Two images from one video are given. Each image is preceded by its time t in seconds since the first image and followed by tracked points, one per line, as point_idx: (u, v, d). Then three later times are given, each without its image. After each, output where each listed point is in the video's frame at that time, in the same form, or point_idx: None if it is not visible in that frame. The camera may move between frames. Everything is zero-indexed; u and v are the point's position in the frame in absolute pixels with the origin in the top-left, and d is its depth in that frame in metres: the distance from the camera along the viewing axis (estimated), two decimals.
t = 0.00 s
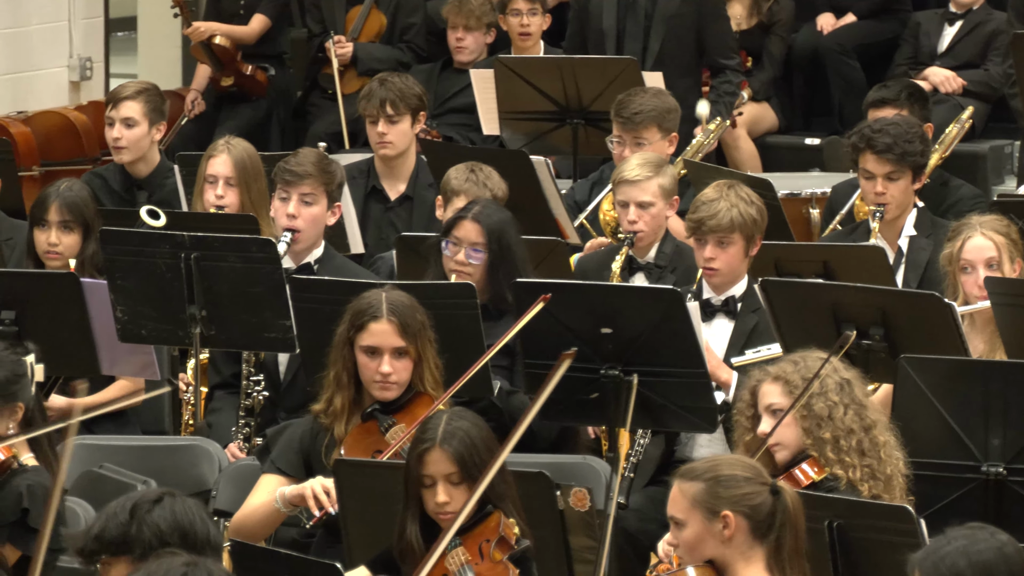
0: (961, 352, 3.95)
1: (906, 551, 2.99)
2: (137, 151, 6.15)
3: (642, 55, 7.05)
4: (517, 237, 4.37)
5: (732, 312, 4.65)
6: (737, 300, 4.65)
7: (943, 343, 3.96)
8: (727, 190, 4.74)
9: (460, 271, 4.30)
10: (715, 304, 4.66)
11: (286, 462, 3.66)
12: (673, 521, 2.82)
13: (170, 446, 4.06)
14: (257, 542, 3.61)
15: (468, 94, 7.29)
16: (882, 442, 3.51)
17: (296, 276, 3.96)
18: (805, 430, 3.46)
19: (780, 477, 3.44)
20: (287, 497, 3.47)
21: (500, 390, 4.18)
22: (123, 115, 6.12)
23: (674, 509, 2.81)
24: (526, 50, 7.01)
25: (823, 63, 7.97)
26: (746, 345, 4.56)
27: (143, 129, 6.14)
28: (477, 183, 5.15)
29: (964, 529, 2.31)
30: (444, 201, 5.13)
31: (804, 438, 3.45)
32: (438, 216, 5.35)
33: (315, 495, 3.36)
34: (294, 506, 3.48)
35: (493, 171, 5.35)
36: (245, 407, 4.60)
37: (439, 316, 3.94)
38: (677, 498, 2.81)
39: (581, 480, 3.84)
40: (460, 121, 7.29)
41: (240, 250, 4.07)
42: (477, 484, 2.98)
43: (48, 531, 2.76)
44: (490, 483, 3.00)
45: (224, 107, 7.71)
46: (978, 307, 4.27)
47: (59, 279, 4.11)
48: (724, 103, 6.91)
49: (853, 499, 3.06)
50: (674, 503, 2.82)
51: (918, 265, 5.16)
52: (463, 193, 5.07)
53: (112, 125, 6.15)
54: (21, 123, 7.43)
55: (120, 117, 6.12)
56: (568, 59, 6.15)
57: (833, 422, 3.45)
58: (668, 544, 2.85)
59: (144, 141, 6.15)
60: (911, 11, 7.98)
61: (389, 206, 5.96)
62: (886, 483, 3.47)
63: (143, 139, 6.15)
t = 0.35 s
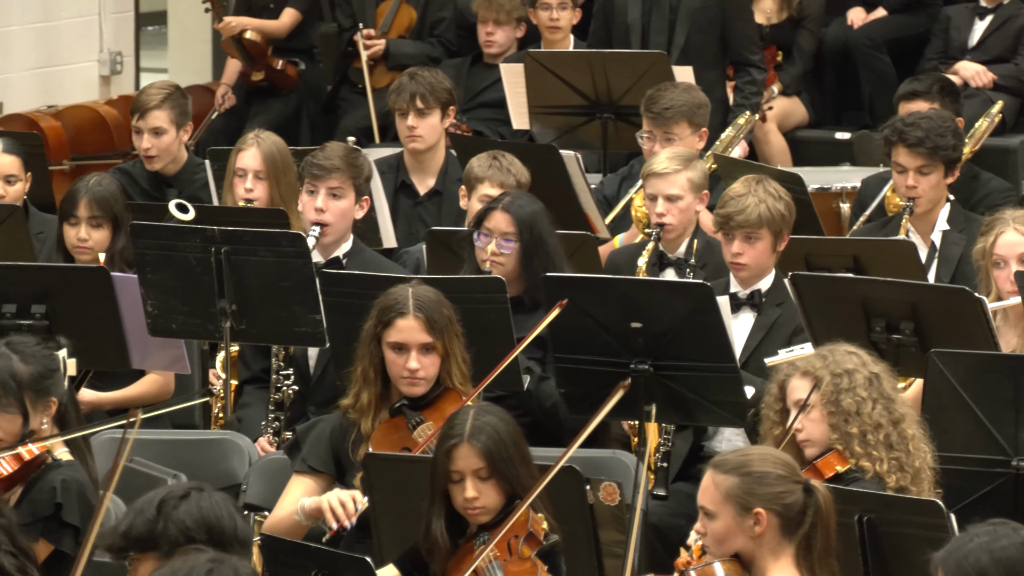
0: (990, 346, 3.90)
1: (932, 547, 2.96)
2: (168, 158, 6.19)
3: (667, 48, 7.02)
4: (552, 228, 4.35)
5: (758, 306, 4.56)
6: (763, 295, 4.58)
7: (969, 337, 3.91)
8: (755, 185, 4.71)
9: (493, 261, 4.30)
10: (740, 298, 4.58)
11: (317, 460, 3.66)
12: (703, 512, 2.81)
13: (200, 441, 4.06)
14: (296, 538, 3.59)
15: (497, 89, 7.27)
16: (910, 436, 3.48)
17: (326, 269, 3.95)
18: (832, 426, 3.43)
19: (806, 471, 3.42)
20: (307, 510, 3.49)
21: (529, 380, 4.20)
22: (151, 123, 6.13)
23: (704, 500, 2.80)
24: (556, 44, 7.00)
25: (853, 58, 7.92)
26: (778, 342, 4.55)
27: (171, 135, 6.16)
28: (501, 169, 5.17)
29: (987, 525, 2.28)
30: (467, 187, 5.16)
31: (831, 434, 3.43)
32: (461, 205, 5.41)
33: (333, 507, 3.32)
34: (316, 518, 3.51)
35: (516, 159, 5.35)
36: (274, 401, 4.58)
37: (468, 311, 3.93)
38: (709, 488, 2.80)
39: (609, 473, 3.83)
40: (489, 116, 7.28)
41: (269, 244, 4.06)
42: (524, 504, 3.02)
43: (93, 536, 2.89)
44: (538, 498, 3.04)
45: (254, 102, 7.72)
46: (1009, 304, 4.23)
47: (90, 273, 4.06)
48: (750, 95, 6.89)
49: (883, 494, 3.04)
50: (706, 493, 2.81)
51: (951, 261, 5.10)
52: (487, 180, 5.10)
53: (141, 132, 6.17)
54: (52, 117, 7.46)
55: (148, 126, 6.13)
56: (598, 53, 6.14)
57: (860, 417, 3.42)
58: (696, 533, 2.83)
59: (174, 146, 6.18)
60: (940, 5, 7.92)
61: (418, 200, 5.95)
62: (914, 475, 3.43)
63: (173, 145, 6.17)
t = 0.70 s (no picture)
0: None
1: (969, 542, 2.93)
2: (203, 147, 6.19)
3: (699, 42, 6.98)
4: (581, 222, 4.34)
5: (785, 299, 4.55)
6: (791, 288, 4.55)
7: (1005, 331, 3.89)
8: (787, 178, 4.68)
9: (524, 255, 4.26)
10: (768, 290, 4.58)
11: (352, 458, 3.66)
12: (736, 509, 2.79)
13: (233, 435, 4.07)
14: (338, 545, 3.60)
15: (530, 84, 7.24)
16: (957, 438, 3.45)
17: (360, 264, 3.94)
18: (885, 422, 3.41)
19: (848, 463, 3.40)
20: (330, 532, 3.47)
21: (568, 375, 4.15)
22: (190, 112, 6.15)
23: (738, 498, 2.77)
24: (589, 38, 6.98)
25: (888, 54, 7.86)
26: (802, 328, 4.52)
27: (209, 127, 6.18)
28: (527, 158, 5.23)
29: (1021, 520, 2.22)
30: (493, 176, 5.22)
31: (883, 427, 3.41)
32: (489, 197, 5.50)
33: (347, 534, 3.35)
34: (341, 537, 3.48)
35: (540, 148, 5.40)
36: (309, 396, 4.59)
37: (502, 307, 3.91)
38: (743, 487, 2.77)
39: (643, 468, 3.80)
40: (523, 111, 7.26)
41: (304, 240, 4.07)
42: (565, 501, 3.04)
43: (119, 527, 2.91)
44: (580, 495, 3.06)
45: (287, 96, 7.73)
46: None
47: (122, 268, 4.04)
48: (781, 92, 6.83)
49: (918, 489, 3.00)
50: (739, 491, 2.78)
51: (988, 257, 5.03)
52: (514, 168, 5.17)
53: (178, 122, 6.18)
54: (86, 112, 7.49)
55: (187, 116, 6.15)
56: (631, 48, 6.11)
57: (916, 417, 3.39)
58: (731, 530, 2.81)
59: (210, 137, 6.19)
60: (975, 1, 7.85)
61: (452, 196, 5.93)
62: (958, 480, 3.40)
63: (209, 135, 6.18)
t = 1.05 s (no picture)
0: None
1: (1004, 537, 2.90)
2: (239, 135, 6.18)
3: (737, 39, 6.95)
4: (616, 218, 4.32)
5: (820, 295, 4.52)
6: (827, 284, 4.52)
7: None
8: (821, 174, 4.63)
9: (557, 254, 4.26)
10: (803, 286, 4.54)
11: (390, 453, 3.63)
12: (773, 506, 2.76)
13: (269, 430, 4.07)
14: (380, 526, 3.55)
15: (569, 77, 7.23)
16: (988, 433, 3.47)
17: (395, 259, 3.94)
18: (916, 414, 3.44)
19: (882, 456, 3.43)
20: (394, 493, 3.44)
21: (603, 379, 4.15)
22: (228, 97, 6.16)
23: (774, 494, 2.75)
24: (626, 34, 6.96)
25: (924, 49, 7.78)
26: (837, 323, 4.49)
27: (245, 113, 6.18)
28: (556, 149, 5.21)
29: None
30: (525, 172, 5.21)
31: (915, 421, 3.44)
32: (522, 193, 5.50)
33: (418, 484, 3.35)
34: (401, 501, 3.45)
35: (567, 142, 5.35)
36: (345, 391, 4.52)
37: (537, 302, 3.90)
38: (778, 482, 2.75)
39: (678, 463, 3.81)
40: (560, 106, 7.24)
41: (340, 235, 4.05)
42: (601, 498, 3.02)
43: (154, 519, 2.86)
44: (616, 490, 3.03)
45: (324, 92, 7.74)
46: None
47: (156, 263, 4.06)
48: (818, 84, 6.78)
49: (954, 484, 2.97)
50: (775, 488, 2.76)
51: None
52: (543, 159, 5.16)
53: (216, 107, 6.19)
54: (122, 107, 7.51)
55: (225, 100, 6.17)
56: (668, 43, 6.10)
57: (946, 410, 3.43)
58: (767, 527, 2.78)
59: (247, 125, 6.18)
60: None
61: (487, 191, 5.92)
62: (991, 473, 3.43)
63: (246, 123, 6.18)
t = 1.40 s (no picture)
0: None
1: None
2: (277, 130, 6.19)
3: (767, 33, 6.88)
4: (653, 214, 4.30)
5: (860, 292, 4.47)
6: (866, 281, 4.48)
7: None
8: (861, 171, 4.59)
9: (595, 251, 4.24)
10: (842, 283, 4.49)
11: (423, 447, 3.64)
12: (811, 504, 2.73)
13: (307, 426, 4.08)
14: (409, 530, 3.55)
15: (607, 73, 7.21)
16: None
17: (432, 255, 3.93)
18: (958, 411, 3.41)
19: (922, 455, 3.42)
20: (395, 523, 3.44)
21: (638, 375, 4.11)
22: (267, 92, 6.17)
23: (811, 493, 2.73)
24: (664, 30, 6.93)
25: (962, 46, 7.72)
26: (880, 325, 4.45)
27: (285, 109, 6.18)
28: (580, 145, 5.17)
29: None
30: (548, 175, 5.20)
31: (956, 417, 3.41)
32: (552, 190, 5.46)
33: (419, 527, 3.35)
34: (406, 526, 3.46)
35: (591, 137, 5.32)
36: (381, 386, 4.59)
37: (577, 298, 3.89)
38: (814, 482, 2.73)
39: (716, 461, 3.79)
40: (597, 102, 7.22)
41: (377, 230, 4.05)
42: (645, 495, 2.99)
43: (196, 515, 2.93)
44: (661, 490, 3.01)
45: (361, 88, 7.74)
46: None
47: (196, 260, 4.06)
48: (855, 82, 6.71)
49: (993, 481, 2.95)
50: (811, 487, 2.74)
51: None
52: (568, 158, 5.14)
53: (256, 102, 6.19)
54: (161, 103, 7.54)
55: (264, 94, 6.18)
56: (706, 39, 6.09)
57: (988, 407, 3.40)
58: (804, 527, 2.76)
59: (285, 120, 6.19)
60: None
61: (523, 188, 5.90)
62: None
63: (285, 118, 6.18)
